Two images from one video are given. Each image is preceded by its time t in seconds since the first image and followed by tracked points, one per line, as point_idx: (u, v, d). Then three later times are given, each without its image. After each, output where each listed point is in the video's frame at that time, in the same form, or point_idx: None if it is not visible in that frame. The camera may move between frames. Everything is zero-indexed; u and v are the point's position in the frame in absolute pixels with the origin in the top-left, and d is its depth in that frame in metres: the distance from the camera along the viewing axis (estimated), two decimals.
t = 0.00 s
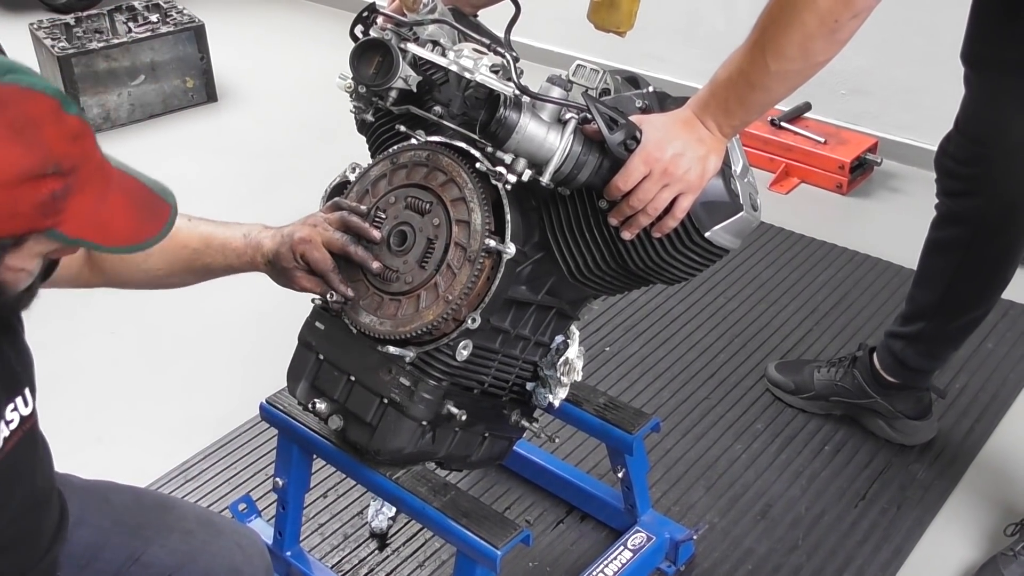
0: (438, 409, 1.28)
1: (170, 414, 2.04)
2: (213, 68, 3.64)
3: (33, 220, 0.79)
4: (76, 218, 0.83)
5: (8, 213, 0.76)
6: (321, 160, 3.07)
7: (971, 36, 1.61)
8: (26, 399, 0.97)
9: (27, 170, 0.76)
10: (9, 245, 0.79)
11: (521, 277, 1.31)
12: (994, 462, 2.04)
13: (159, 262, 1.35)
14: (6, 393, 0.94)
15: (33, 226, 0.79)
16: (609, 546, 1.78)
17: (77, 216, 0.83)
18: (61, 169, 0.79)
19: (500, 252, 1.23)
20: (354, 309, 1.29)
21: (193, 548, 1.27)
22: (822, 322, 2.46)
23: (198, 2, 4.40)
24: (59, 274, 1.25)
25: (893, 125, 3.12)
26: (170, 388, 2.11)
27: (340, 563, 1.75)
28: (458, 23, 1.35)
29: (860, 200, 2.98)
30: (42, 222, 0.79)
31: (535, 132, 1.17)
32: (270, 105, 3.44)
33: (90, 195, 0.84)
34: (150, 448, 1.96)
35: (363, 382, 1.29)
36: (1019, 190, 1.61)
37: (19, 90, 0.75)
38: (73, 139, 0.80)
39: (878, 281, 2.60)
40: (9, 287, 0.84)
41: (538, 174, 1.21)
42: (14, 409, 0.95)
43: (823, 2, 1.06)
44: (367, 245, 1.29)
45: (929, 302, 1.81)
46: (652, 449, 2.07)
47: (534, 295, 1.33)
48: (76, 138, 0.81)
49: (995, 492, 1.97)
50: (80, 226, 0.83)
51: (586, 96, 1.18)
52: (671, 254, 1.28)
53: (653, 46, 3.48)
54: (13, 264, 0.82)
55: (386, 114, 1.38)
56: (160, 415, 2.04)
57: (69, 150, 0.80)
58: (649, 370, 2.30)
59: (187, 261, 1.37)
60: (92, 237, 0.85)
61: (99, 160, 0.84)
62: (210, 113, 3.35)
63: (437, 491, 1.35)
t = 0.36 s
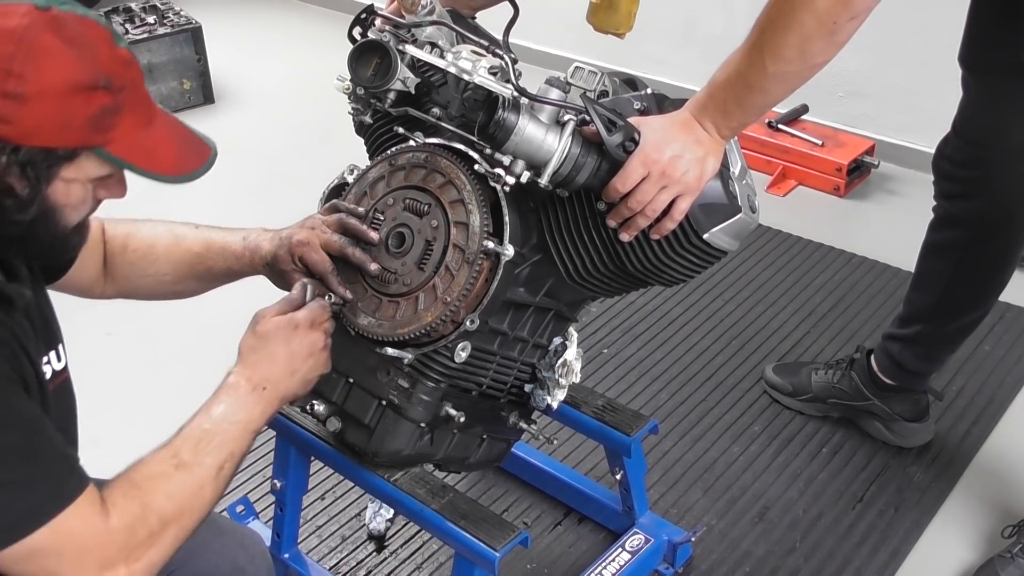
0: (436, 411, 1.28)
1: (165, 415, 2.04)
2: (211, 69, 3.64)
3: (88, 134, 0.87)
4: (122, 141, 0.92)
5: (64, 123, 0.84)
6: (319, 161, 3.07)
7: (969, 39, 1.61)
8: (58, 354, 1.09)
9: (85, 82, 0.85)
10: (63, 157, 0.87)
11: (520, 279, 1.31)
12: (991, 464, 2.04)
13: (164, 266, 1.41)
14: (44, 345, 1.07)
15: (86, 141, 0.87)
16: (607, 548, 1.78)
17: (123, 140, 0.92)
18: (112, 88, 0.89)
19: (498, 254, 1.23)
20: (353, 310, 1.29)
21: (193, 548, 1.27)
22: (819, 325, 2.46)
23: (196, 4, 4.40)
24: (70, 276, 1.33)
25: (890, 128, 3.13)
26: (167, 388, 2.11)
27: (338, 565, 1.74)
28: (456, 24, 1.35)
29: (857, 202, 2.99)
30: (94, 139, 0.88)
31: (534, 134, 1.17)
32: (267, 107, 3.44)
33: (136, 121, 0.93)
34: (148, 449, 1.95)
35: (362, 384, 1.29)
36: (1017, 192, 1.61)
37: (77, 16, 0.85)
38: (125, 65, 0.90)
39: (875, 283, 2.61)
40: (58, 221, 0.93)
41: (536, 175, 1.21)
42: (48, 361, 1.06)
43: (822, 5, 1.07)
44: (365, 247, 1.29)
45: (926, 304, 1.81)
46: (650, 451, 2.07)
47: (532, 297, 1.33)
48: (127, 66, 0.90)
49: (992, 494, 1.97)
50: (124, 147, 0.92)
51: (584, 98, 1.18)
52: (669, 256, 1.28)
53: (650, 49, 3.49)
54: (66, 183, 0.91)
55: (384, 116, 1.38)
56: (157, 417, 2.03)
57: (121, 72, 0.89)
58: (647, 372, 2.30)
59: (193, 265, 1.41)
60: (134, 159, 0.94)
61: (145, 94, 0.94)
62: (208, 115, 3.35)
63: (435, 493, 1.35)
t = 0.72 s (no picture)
0: (439, 412, 1.28)
1: (166, 413, 2.04)
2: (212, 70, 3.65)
3: (100, 95, 0.93)
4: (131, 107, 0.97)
5: (78, 82, 0.90)
6: (319, 162, 3.07)
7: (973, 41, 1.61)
8: (69, 340, 1.11)
9: (99, 43, 0.92)
10: (77, 119, 0.92)
11: (522, 281, 1.31)
12: (992, 467, 2.04)
13: (175, 270, 1.45)
14: (55, 332, 1.09)
15: (99, 102, 0.93)
16: (608, 550, 1.78)
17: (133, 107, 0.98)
18: (123, 52, 0.95)
19: (501, 256, 1.23)
20: (355, 312, 1.29)
21: (190, 548, 1.26)
22: (821, 327, 2.46)
23: (195, 4, 4.40)
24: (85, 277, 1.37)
25: (891, 130, 3.13)
26: (168, 387, 2.12)
27: (339, 566, 1.74)
28: (460, 26, 1.35)
29: (858, 204, 2.99)
30: (107, 101, 0.94)
31: (537, 135, 1.17)
32: (268, 107, 3.44)
33: (145, 90, 0.99)
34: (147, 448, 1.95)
35: (364, 386, 1.29)
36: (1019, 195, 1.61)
37: None
38: (135, 36, 0.97)
39: (876, 286, 2.61)
40: (73, 190, 0.97)
41: (540, 177, 1.21)
42: (58, 347, 1.09)
43: (826, 7, 1.07)
44: (368, 248, 1.29)
45: (928, 307, 1.81)
46: (651, 452, 2.07)
47: (535, 299, 1.33)
48: (137, 37, 0.97)
49: (993, 498, 1.97)
50: (135, 114, 0.98)
51: (588, 100, 1.18)
52: (672, 258, 1.28)
53: (651, 51, 3.49)
54: (81, 150, 0.95)
55: (388, 116, 1.38)
56: (157, 417, 2.03)
57: (132, 40, 0.96)
58: (648, 373, 2.30)
59: (203, 267, 1.45)
60: (146, 128, 0.99)
61: (154, 67, 1.01)
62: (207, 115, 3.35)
63: (437, 495, 1.35)
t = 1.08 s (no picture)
0: (443, 414, 1.28)
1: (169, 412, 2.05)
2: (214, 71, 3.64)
3: (84, 67, 0.96)
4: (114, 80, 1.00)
5: (63, 53, 0.93)
6: (321, 163, 3.07)
7: (979, 43, 1.61)
8: (64, 334, 1.16)
9: (80, 15, 0.95)
10: (61, 92, 0.96)
11: (527, 283, 1.31)
12: (996, 470, 2.04)
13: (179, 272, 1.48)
14: (51, 325, 1.13)
15: (83, 74, 0.96)
16: (611, 552, 1.77)
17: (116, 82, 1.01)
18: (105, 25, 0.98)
19: (505, 257, 1.22)
20: (359, 313, 1.29)
21: (191, 548, 1.26)
22: (824, 329, 2.46)
23: (198, 4, 4.40)
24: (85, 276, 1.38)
25: (894, 132, 3.12)
26: (171, 386, 2.13)
27: (341, 567, 1.74)
28: (464, 27, 1.35)
29: (861, 207, 2.99)
30: (92, 73, 0.97)
31: (542, 137, 1.17)
32: (270, 108, 3.44)
33: (129, 65, 1.02)
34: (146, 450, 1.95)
35: (368, 387, 1.29)
36: None
37: None
38: (116, 11, 1.00)
39: (879, 288, 2.60)
40: (60, 166, 1.00)
41: (545, 178, 1.21)
42: (55, 341, 1.14)
43: (833, 9, 1.07)
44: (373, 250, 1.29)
45: (932, 310, 1.81)
46: (654, 455, 2.07)
47: (540, 300, 1.33)
48: (117, 12, 1.01)
49: (997, 501, 1.97)
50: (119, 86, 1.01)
51: (593, 101, 1.18)
52: (677, 260, 1.28)
53: (654, 52, 3.49)
54: (67, 124, 0.98)
55: (391, 117, 1.37)
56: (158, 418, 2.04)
57: (114, 15, 0.99)
58: (651, 376, 2.30)
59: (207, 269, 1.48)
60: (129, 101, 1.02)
61: (136, 42, 1.04)
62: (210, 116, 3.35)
63: (441, 497, 1.35)
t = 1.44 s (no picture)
0: (443, 414, 1.28)
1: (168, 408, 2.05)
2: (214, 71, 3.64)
3: (106, 63, 1.00)
4: (134, 79, 1.04)
5: (87, 47, 0.98)
6: (321, 164, 3.07)
7: (981, 42, 1.60)
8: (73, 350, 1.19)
9: (104, 13, 0.99)
10: (84, 87, 1.00)
11: (526, 283, 1.31)
12: (996, 470, 2.04)
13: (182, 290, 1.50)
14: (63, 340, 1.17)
15: (104, 70, 1.00)
16: (611, 553, 1.77)
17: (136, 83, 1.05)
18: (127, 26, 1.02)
19: (505, 257, 1.22)
20: (359, 314, 1.29)
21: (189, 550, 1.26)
22: (824, 329, 2.46)
23: (198, 5, 4.40)
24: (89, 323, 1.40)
25: (895, 132, 3.12)
26: (174, 379, 2.13)
27: (342, 568, 1.74)
28: (463, 27, 1.35)
29: (861, 206, 2.98)
30: (113, 70, 1.01)
31: (541, 137, 1.17)
32: (270, 109, 3.44)
33: (147, 68, 1.06)
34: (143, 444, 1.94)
35: (368, 388, 1.29)
36: None
37: None
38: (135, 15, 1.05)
39: (880, 288, 2.60)
40: (79, 165, 1.03)
41: (544, 178, 1.21)
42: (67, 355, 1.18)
43: (833, 9, 1.06)
44: (373, 252, 1.29)
45: (932, 311, 1.81)
46: (654, 456, 2.07)
47: (539, 301, 1.33)
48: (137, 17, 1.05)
49: (997, 501, 1.96)
50: (138, 87, 1.05)
51: (592, 101, 1.17)
52: (677, 259, 1.28)
53: (653, 52, 3.49)
54: (88, 124, 1.02)
55: (390, 119, 1.37)
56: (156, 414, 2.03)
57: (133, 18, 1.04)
58: (651, 376, 2.30)
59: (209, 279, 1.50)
60: (148, 101, 1.06)
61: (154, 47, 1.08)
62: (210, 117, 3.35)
63: (440, 498, 1.34)
